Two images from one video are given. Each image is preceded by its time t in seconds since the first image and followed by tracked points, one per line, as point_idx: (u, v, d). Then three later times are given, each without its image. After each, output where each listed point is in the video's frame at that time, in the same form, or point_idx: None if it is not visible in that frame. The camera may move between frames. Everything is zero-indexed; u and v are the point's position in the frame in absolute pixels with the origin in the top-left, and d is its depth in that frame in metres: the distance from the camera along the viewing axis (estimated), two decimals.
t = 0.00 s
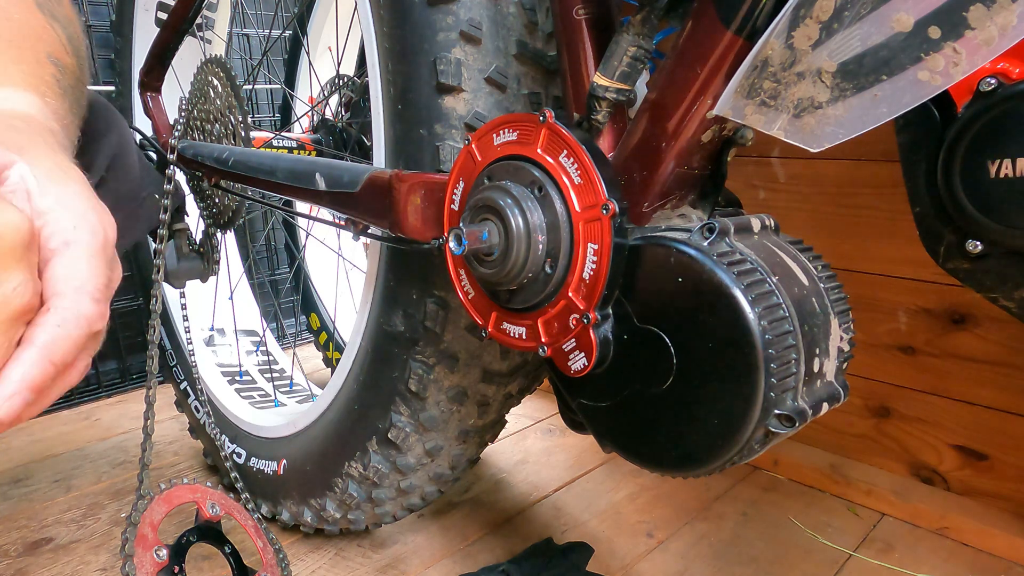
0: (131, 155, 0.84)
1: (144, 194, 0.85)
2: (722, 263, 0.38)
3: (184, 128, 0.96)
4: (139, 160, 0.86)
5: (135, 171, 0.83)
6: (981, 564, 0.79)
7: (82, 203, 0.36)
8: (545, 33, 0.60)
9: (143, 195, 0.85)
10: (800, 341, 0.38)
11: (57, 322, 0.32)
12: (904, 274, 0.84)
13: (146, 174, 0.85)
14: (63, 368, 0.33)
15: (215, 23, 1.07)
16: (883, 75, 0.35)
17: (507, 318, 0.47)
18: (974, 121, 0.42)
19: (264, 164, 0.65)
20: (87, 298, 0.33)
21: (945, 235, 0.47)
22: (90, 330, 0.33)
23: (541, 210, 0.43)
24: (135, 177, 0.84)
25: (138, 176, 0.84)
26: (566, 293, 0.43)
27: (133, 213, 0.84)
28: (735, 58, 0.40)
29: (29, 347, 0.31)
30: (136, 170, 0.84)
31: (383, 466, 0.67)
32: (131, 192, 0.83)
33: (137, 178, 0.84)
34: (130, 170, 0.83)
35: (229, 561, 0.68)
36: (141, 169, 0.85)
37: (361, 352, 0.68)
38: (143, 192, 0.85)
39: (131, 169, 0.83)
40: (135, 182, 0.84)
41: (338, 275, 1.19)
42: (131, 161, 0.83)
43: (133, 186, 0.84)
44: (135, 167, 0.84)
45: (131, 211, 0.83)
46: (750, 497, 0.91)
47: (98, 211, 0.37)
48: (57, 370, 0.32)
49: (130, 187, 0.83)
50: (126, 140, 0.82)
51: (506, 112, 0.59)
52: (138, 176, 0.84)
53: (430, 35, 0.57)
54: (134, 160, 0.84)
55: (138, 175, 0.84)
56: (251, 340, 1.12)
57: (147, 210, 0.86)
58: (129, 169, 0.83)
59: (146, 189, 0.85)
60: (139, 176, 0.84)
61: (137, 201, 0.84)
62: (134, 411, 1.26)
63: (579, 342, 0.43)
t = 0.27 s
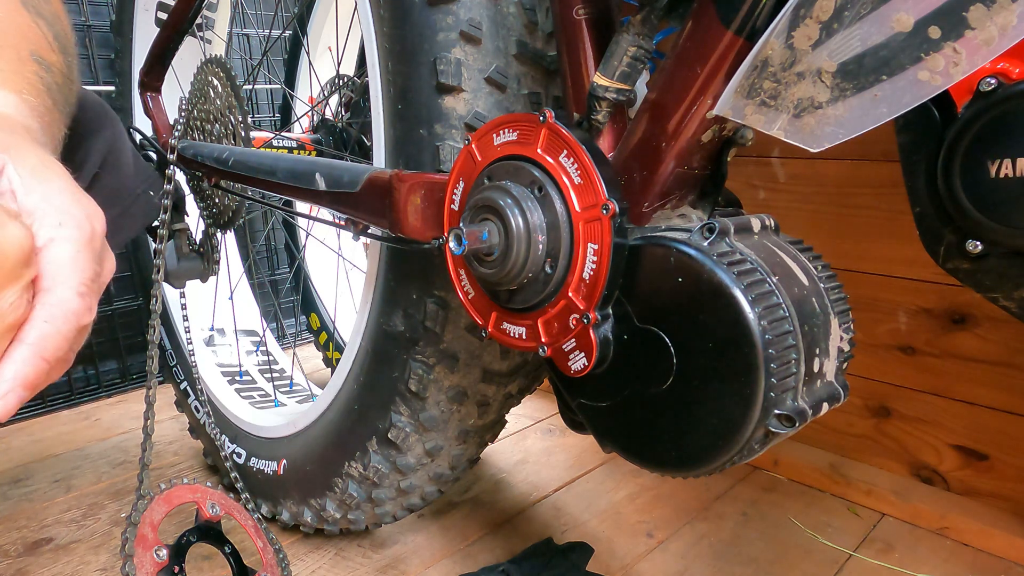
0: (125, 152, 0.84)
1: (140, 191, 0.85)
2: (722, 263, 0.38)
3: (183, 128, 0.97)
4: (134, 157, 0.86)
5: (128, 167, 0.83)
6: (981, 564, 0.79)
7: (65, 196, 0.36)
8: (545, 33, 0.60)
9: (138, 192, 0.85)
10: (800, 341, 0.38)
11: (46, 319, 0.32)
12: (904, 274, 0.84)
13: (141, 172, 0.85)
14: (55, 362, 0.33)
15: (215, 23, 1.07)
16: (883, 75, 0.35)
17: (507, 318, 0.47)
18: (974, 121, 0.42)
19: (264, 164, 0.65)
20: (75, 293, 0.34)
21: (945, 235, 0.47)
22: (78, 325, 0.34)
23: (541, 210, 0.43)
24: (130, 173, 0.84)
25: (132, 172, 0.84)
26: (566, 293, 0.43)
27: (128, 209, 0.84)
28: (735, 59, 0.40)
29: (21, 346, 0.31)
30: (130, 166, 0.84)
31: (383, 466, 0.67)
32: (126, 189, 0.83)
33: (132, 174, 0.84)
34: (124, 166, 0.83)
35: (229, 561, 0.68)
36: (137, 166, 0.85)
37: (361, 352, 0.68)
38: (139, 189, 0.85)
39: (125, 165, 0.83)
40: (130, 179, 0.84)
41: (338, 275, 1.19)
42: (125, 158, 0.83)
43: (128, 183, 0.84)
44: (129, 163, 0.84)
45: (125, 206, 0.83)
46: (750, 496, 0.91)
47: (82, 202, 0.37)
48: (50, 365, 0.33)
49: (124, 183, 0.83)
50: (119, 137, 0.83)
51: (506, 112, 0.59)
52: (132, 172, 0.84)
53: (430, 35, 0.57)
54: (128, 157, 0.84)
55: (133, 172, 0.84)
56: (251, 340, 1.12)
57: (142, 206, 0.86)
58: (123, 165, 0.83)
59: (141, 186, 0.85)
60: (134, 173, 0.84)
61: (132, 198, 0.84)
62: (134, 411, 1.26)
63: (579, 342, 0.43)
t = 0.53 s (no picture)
0: (127, 153, 0.84)
1: (141, 192, 0.85)
2: (722, 263, 0.38)
3: (183, 128, 0.97)
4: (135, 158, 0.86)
5: (130, 167, 0.83)
6: (981, 564, 0.79)
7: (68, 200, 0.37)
8: (545, 33, 0.60)
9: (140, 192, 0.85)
10: (800, 341, 0.38)
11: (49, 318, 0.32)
12: (904, 274, 0.84)
13: (143, 172, 0.85)
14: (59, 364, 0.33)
15: (215, 23, 1.07)
16: (883, 75, 0.35)
17: (507, 318, 0.47)
18: (974, 121, 0.42)
19: (264, 164, 0.65)
20: (78, 294, 0.34)
21: (945, 235, 0.47)
22: (82, 325, 0.34)
23: (541, 210, 0.43)
24: (131, 174, 0.84)
25: (133, 172, 0.84)
26: (566, 293, 0.43)
27: (128, 210, 0.84)
28: (735, 59, 0.40)
29: (24, 347, 0.31)
30: (131, 167, 0.84)
31: (383, 467, 0.67)
32: (127, 189, 0.83)
33: (133, 175, 0.84)
34: (125, 167, 0.83)
35: (229, 561, 0.68)
36: (137, 166, 0.85)
37: (361, 352, 0.68)
38: (140, 190, 0.85)
39: (126, 166, 0.83)
40: (131, 180, 0.84)
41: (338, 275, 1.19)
42: (127, 158, 0.83)
43: (129, 184, 0.83)
44: (131, 163, 0.84)
45: (126, 208, 0.83)
46: (750, 496, 0.91)
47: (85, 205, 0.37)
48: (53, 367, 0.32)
49: (125, 184, 0.83)
50: (120, 137, 0.83)
51: (505, 112, 0.59)
52: (133, 173, 0.84)
53: (430, 35, 0.57)
54: (129, 157, 0.84)
55: (134, 172, 0.84)
56: (251, 340, 1.12)
57: (143, 208, 0.86)
58: (124, 166, 0.83)
59: (142, 186, 0.85)
60: (135, 173, 0.84)
61: (133, 199, 0.84)
62: (134, 411, 1.26)
63: (579, 342, 0.43)
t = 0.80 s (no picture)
0: (127, 153, 0.83)
1: (141, 192, 0.85)
2: (722, 263, 0.37)
3: (183, 128, 0.97)
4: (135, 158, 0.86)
5: (129, 168, 0.83)
6: (981, 564, 0.78)
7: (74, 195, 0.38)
8: (545, 33, 0.60)
9: (140, 193, 0.85)
10: (800, 342, 0.38)
11: (59, 307, 0.33)
12: (904, 274, 0.84)
13: (143, 173, 0.85)
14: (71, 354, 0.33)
15: (215, 23, 1.07)
16: (883, 75, 0.35)
17: (507, 318, 0.47)
18: (974, 121, 0.42)
19: (264, 164, 0.65)
20: (86, 284, 0.34)
21: (945, 235, 0.47)
22: (92, 314, 0.34)
23: (541, 210, 0.43)
24: (131, 174, 0.83)
25: (133, 172, 0.83)
26: (566, 293, 0.43)
27: (128, 210, 0.84)
28: (735, 59, 0.40)
29: (36, 335, 0.31)
30: (131, 167, 0.83)
31: (383, 466, 0.67)
32: (127, 190, 0.83)
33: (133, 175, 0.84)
34: (125, 167, 0.83)
35: (229, 561, 0.68)
36: (138, 166, 0.85)
37: (361, 352, 0.68)
38: (140, 190, 0.85)
39: (127, 166, 0.83)
40: (131, 180, 0.83)
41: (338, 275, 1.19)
42: (127, 158, 0.83)
43: (129, 184, 0.83)
44: (131, 163, 0.83)
45: (127, 208, 0.83)
46: (750, 497, 0.91)
47: (91, 203, 0.39)
48: (65, 356, 0.33)
49: (125, 184, 0.83)
50: (120, 138, 0.83)
51: (505, 112, 0.59)
52: (133, 173, 0.83)
53: (430, 35, 0.57)
54: (130, 157, 0.83)
55: (134, 172, 0.84)
56: (251, 340, 1.12)
57: (142, 208, 0.85)
58: (124, 166, 0.82)
59: (143, 187, 0.85)
60: (135, 173, 0.84)
61: (134, 199, 0.84)
62: (134, 411, 1.26)
63: (579, 342, 0.43)
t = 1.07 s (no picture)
0: (127, 153, 0.84)
1: (141, 192, 0.85)
2: (722, 263, 0.37)
3: (183, 128, 0.97)
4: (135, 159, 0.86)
5: (129, 169, 0.83)
6: (981, 564, 0.78)
7: (61, 198, 0.39)
8: (545, 33, 0.60)
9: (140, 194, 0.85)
10: (800, 341, 0.38)
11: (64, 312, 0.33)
12: (904, 274, 0.84)
13: (143, 173, 0.85)
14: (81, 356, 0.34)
15: (215, 23, 1.07)
16: (883, 75, 0.35)
17: (507, 318, 0.47)
18: (974, 121, 0.42)
19: (264, 164, 0.65)
20: (86, 285, 0.35)
21: (945, 235, 0.47)
22: (96, 314, 0.35)
23: (541, 210, 0.43)
24: (130, 174, 0.84)
25: (133, 172, 0.84)
26: (566, 293, 0.43)
27: (129, 210, 0.84)
28: (735, 59, 0.40)
29: (46, 342, 0.32)
30: (131, 167, 0.83)
31: (383, 466, 0.67)
32: (127, 190, 0.83)
33: (133, 175, 0.84)
34: (125, 167, 0.83)
35: (229, 561, 0.68)
36: (137, 166, 0.85)
37: (361, 352, 0.68)
38: (141, 190, 0.85)
39: (127, 166, 0.83)
40: (131, 180, 0.84)
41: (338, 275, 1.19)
42: (127, 158, 0.83)
43: (129, 184, 0.83)
44: (130, 163, 0.84)
45: (127, 207, 0.83)
46: (750, 496, 0.91)
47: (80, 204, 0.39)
48: (76, 359, 0.33)
49: (125, 184, 0.83)
50: (120, 138, 0.83)
51: (506, 112, 0.59)
52: (133, 173, 0.83)
53: (430, 35, 0.57)
54: (129, 157, 0.84)
55: (134, 172, 0.84)
56: (251, 340, 1.12)
57: (143, 208, 0.86)
58: (124, 166, 0.83)
59: (143, 187, 0.85)
60: (135, 173, 0.84)
61: (134, 199, 0.84)
62: (134, 411, 1.26)
63: (579, 342, 0.43)
